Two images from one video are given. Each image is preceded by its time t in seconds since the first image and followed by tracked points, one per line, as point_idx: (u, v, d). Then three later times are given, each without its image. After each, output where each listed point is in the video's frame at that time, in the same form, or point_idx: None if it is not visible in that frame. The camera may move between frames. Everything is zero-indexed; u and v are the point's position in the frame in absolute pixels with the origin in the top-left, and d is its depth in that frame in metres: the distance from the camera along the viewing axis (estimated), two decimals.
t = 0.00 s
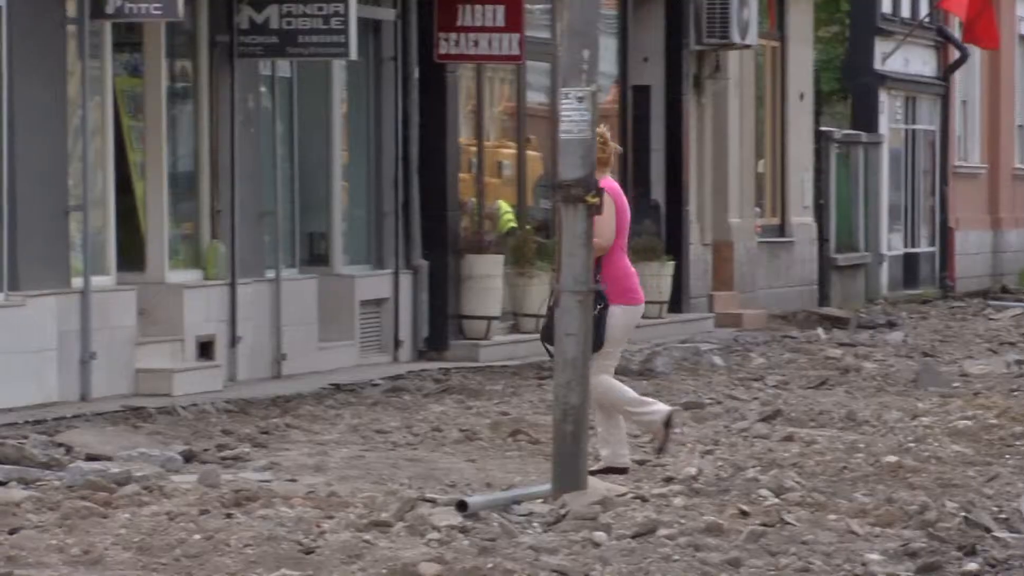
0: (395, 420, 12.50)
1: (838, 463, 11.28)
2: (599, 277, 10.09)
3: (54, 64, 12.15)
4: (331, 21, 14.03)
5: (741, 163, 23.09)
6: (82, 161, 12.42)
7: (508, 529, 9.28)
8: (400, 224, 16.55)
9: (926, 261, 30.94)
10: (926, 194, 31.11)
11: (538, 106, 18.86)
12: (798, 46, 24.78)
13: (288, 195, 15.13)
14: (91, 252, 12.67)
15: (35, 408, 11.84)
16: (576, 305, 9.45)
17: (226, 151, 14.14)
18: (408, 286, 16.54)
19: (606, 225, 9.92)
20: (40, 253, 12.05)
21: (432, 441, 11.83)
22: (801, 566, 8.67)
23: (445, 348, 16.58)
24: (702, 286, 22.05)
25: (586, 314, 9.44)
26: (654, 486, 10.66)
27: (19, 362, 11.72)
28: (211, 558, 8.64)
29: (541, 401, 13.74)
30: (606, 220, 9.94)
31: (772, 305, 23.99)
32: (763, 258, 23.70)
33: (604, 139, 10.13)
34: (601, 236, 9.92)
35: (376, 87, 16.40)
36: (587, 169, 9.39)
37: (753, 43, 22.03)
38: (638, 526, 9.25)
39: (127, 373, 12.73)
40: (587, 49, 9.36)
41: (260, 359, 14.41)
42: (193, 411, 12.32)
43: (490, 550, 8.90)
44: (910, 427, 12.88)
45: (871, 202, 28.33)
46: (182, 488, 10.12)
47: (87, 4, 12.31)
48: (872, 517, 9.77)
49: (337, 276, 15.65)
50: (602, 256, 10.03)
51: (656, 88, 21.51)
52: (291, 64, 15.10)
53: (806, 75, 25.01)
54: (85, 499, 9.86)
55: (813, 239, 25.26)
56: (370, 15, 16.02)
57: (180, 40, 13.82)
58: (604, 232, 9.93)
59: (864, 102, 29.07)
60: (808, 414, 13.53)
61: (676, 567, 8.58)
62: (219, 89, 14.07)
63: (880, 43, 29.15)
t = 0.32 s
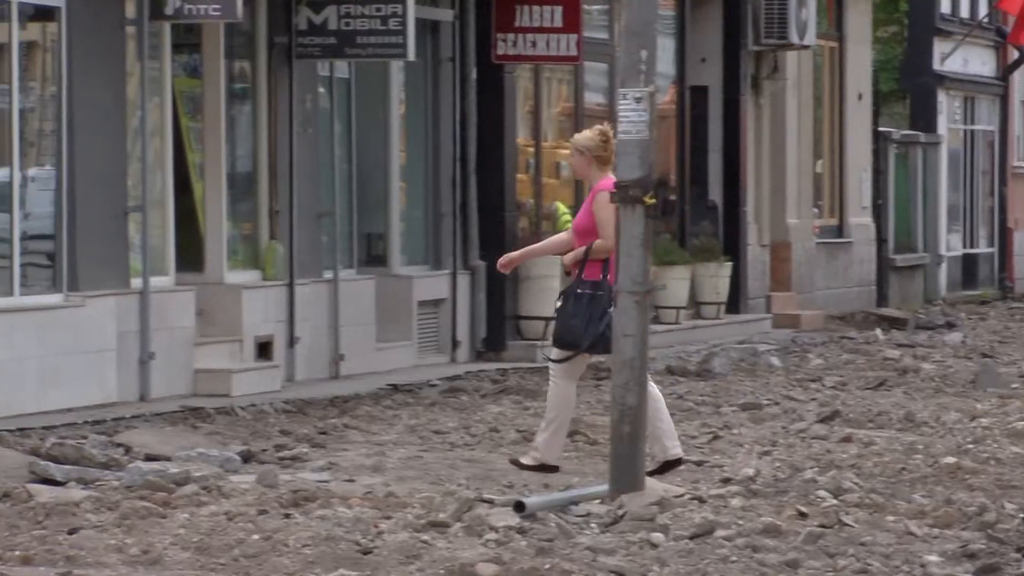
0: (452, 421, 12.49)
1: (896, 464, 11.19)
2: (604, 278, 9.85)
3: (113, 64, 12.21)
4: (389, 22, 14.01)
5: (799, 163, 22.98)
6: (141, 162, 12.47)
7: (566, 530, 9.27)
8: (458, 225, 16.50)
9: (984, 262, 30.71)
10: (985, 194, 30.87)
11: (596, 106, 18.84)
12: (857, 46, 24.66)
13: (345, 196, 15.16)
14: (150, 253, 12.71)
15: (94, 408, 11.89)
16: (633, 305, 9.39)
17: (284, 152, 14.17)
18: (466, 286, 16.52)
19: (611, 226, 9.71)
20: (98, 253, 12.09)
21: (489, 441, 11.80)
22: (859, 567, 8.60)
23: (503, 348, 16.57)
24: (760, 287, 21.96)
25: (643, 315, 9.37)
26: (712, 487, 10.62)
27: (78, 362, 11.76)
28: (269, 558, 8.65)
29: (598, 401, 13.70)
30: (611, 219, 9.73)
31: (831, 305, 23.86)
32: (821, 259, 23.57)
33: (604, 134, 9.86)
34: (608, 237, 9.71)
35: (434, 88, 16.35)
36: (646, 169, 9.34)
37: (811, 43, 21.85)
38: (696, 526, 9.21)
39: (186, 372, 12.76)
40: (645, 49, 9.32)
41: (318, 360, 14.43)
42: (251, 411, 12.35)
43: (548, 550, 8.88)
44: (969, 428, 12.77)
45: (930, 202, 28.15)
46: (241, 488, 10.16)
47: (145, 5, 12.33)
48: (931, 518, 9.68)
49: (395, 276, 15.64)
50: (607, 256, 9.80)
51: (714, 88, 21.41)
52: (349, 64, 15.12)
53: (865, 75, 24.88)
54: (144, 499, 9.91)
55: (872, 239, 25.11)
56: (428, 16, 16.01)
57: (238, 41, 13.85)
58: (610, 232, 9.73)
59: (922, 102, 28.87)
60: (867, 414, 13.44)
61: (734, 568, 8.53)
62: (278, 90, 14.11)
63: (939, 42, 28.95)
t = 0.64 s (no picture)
0: (507, 424, 12.45)
1: (952, 468, 11.10)
2: (600, 273, 10.32)
3: (170, 67, 12.26)
4: (444, 26, 13.95)
5: (854, 166, 22.85)
6: (197, 165, 12.51)
7: (621, 533, 9.25)
8: (513, 227, 16.50)
9: None
10: None
11: (651, 110, 18.81)
12: (912, 48, 24.52)
13: (400, 199, 15.17)
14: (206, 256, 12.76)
15: (151, 411, 11.93)
16: (689, 308, 9.37)
17: (340, 155, 14.19)
18: (520, 290, 16.49)
19: (591, 225, 10.19)
20: (154, 256, 12.13)
21: (544, 444, 11.76)
22: (916, 570, 8.52)
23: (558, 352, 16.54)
24: (815, 291, 21.85)
25: (699, 318, 9.35)
26: (767, 491, 10.56)
27: (135, 365, 11.81)
28: (325, 560, 8.66)
29: (654, 404, 13.61)
30: (591, 219, 10.21)
31: (886, 309, 23.70)
32: (877, 262, 23.42)
33: (584, 135, 10.36)
34: (589, 236, 10.19)
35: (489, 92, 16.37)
36: (700, 172, 9.33)
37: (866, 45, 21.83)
38: (751, 530, 9.15)
39: (242, 375, 12.80)
40: (699, 52, 9.28)
41: (373, 363, 14.42)
42: (307, 414, 12.36)
43: (604, 553, 8.85)
44: None
45: (986, 205, 27.93)
46: (297, 491, 10.22)
47: (201, 8, 12.40)
48: (987, 522, 9.59)
49: (450, 279, 15.63)
50: (595, 254, 10.28)
51: (769, 92, 21.28)
52: (404, 67, 15.12)
53: (920, 77, 24.75)
54: (200, 502, 9.97)
55: (927, 242, 24.95)
56: (482, 19, 15.99)
57: (294, 45, 13.87)
58: (591, 230, 10.22)
59: (978, 105, 28.65)
60: (923, 417, 13.32)
61: (790, 571, 8.48)
62: (333, 93, 14.13)
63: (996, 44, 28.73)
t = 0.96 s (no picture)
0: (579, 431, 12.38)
1: None
2: (616, 281, 10.29)
3: (244, 75, 12.32)
4: (517, 33, 14.00)
5: (928, 174, 22.65)
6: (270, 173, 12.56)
7: (694, 541, 9.22)
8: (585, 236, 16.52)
9: None
10: None
11: (723, 117, 18.71)
12: (985, 55, 24.31)
13: (473, 207, 15.19)
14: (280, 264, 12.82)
15: (226, 418, 11.98)
16: (762, 315, 9.36)
17: (413, 163, 14.20)
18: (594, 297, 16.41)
19: (610, 230, 10.16)
20: (228, 263, 12.20)
21: (617, 451, 11.69)
22: None
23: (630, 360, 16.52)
24: (889, 298, 21.69)
25: (771, 326, 9.33)
26: (840, 499, 10.48)
27: (209, 372, 11.86)
28: (399, 567, 8.66)
29: (727, 411, 13.50)
30: (610, 225, 10.18)
31: (960, 316, 23.49)
32: (951, 269, 23.21)
33: (604, 141, 10.34)
34: (607, 242, 10.16)
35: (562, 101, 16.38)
36: (772, 179, 9.31)
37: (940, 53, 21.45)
38: (825, 538, 9.08)
39: (315, 383, 12.83)
40: (772, 59, 9.22)
41: (446, 371, 14.42)
42: (380, 421, 12.37)
43: (677, 561, 8.82)
44: None
45: None
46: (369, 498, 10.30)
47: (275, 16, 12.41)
48: None
49: (522, 287, 15.61)
50: (613, 261, 10.25)
51: (843, 99, 21.17)
52: (476, 74, 15.15)
53: (994, 84, 24.52)
54: (274, 509, 10.04)
55: (1001, 249, 24.70)
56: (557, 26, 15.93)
57: (367, 52, 13.90)
58: (610, 236, 10.18)
59: None
60: (998, 425, 13.18)
61: None
62: (406, 100, 14.16)
63: None
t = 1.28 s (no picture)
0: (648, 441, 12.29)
1: None
2: (624, 282, 10.76)
3: (315, 86, 12.35)
4: (587, 44, 13.93)
5: (999, 184, 22.48)
6: (341, 183, 12.61)
7: (764, 552, 9.19)
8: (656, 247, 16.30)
9: None
10: None
11: (795, 127, 18.65)
12: None
13: (544, 217, 15.18)
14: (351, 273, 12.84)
15: (298, 428, 12.02)
16: (833, 327, 9.26)
17: (482, 173, 14.22)
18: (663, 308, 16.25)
19: (629, 230, 10.62)
20: (301, 274, 12.26)
21: (687, 462, 11.64)
22: None
23: (701, 370, 16.58)
24: (959, 309, 21.57)
25: (842, 337, 9.24)
26: (911, 510, 10.43)
27: (280, 382, 11.91)
28: None
29: (797, 422, 13.39)
30: (628, 226, 10.64)
31: None
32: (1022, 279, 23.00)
33: (620, 146, 10.80)
34: (626, 241, 10.63)
35: (632, 113, 16.32)
36: (844, 190, 9.26)
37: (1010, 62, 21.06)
38: (895, 550, 9.05)
39: (385, 393, 12.85)
40: (843, 69, 9.17)
41: (516, 382, 14.44)
42: (450, 431, 12.38)
43: (747, 572, 8.82)
44: None
45: None
46: (439, 508, 10.32)
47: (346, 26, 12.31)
48: None
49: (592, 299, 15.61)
50: (627, 260, 10.73)
51: (913, 109, 21.12)
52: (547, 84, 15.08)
53: None
54: (344, 520, 10.07)
55: None
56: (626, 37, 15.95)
57: (437, 63, 13.93)
58: (627, 236, 10.64)
59: None
60: None
61: None
62: (476, 111, 14.18)
63: None
